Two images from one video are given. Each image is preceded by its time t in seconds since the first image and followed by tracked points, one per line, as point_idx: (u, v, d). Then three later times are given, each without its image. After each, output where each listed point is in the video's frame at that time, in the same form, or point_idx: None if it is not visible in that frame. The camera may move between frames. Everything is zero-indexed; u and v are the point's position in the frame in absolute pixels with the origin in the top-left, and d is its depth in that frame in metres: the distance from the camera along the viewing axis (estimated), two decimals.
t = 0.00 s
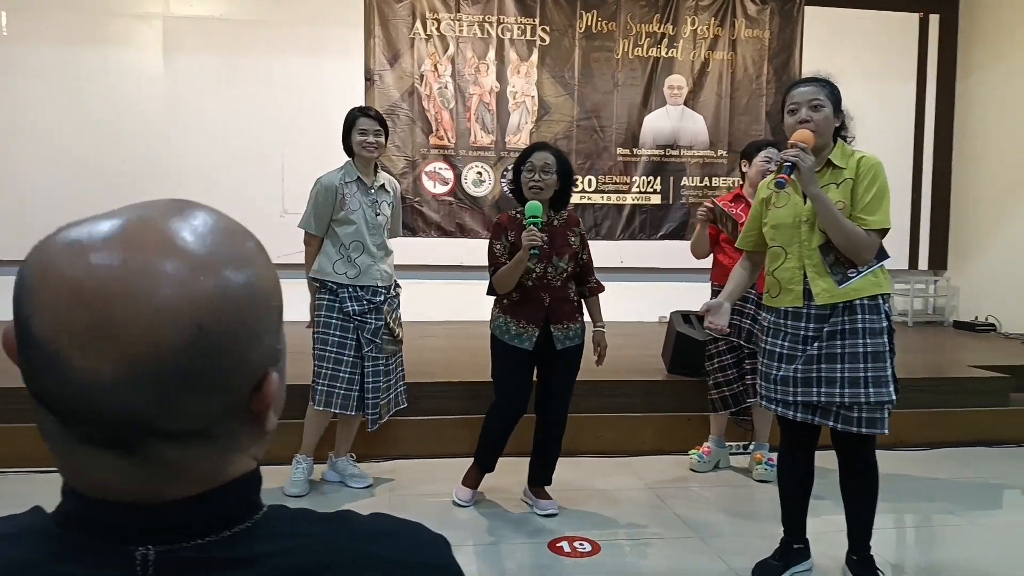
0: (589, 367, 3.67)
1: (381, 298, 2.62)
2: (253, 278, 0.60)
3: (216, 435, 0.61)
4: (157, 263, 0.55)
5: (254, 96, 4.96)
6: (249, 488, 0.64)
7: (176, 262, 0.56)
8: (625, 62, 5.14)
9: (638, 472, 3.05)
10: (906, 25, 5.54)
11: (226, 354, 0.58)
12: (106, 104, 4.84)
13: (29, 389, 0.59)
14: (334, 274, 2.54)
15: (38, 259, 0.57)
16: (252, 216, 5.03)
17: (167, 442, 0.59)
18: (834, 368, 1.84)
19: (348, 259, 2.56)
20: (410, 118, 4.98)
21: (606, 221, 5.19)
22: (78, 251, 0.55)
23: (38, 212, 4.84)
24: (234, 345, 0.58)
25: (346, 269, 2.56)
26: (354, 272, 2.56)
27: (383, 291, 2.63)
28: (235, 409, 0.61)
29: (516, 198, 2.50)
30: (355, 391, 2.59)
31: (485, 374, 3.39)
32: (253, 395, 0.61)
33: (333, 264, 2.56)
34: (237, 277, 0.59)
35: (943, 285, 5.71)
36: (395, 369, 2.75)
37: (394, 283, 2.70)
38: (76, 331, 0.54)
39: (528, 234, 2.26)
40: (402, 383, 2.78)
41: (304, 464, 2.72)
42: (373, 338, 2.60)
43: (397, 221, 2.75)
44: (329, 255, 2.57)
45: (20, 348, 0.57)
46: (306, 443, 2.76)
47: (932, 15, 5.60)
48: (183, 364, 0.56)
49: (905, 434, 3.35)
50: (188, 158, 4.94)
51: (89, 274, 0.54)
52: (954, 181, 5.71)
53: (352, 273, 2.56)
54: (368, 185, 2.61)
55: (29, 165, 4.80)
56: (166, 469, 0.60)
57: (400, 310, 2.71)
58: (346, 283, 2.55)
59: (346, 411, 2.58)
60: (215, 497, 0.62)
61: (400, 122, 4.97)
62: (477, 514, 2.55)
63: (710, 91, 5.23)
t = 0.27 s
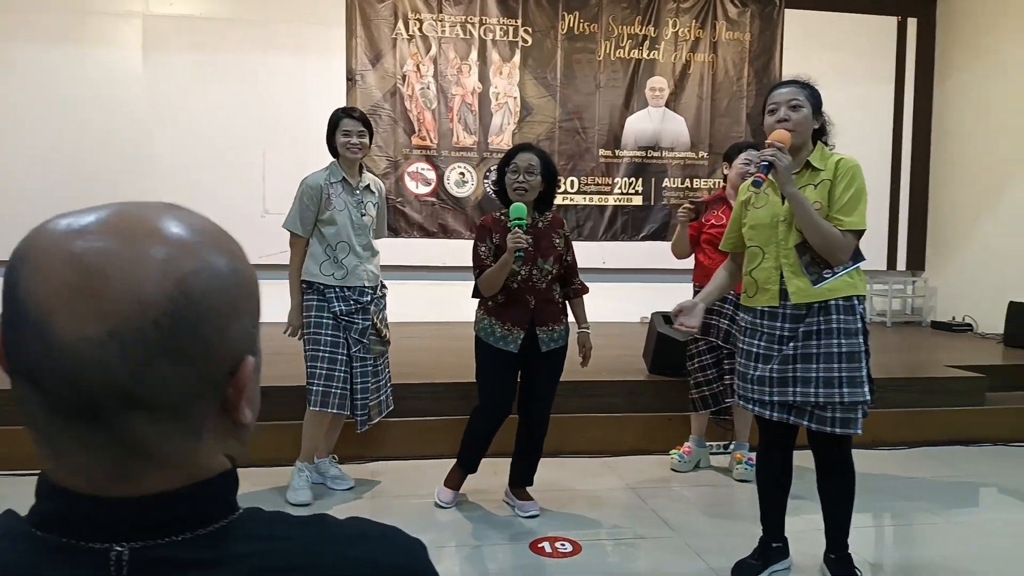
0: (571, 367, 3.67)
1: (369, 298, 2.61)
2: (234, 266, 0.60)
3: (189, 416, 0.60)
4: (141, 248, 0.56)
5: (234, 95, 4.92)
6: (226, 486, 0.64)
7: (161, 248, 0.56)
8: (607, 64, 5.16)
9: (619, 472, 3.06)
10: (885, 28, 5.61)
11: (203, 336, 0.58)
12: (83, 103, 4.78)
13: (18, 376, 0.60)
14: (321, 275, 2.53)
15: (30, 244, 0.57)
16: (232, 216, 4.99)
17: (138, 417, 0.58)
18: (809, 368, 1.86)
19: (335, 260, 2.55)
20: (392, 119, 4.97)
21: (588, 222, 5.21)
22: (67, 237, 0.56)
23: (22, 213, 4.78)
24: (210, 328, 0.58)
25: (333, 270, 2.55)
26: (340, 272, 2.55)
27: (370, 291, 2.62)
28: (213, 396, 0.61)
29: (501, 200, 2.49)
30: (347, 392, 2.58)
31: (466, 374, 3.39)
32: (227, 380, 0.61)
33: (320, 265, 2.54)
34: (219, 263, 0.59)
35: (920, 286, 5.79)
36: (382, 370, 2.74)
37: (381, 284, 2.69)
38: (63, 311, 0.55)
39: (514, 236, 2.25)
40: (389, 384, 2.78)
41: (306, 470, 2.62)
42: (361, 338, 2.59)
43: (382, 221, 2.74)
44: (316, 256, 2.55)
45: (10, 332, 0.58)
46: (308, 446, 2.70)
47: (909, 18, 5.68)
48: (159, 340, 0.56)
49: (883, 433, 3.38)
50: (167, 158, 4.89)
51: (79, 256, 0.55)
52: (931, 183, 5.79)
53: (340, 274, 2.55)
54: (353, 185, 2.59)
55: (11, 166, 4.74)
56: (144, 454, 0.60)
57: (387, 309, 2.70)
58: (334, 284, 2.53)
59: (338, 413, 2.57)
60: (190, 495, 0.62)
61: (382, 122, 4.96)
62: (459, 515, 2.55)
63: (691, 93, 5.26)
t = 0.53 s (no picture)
0: (557, 374, 3.68)
1: (358, 305, 2.60)
2: (184, 255, 0.61)
3: (166, 399, 0.60)
4: (100, 245, 0.57)
5: (219, 102, 4.90)
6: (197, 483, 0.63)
7: (119, 243, 0.57)
8: (592, 71, 5.18)
9: (605, 478, 3.06)
10: (867, 37, 5.68)
11: (169, 319, 0.58)
12: (66, 109, 4.75)
13: None
14: (311, 282, 2.52)
15: None
16: (217, 223, 4.96)
17: (118, 399, 0.58)
18: (775, 372, 1.88)
19: (324, 267, 2.53)
20: (378, 125, 4.97)
21: (574, 228, 5.23)
22: (24, 242, 0.56)
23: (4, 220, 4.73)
24: (176, 309, 0.59)
25: (323, 277, 2.54)
26: (330, 279, 2.54)
27: (359, 297, 2.61)
28: (181, 378, 0.60)
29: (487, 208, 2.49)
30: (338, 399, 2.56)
31: (452, 381, 3.38)
32: (195, 362, 0.61)
33: (310, 272, 2.53)
34: (173, 258, 0.60)
35: (902, 292, 5.84)
36: (370, 376, 2.72)
37: (369, 290, 2.68)
38: (28, 306, 0.55)
39: (500, 245, 2.24)
40: (376, 390, 2.76)
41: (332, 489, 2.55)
42: (351, 345, 2.58)
43: (369, 227, 2.74)
44: (305, 263, 2.54)
45: None
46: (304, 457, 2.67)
47: (891, 27, 5.75)
48: (129, 323, 0.56)
49: (867, 439, 3.40)
50: (151, 164, 4.87)
51: (40, 256, 0.55)
52: (913, 190, 5.86)
53: (329, 280, 2.53)
54: (340, 192, 2.58)
55: None
56: (116, 446, 0.59)
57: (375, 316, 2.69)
58: (323, 291, 2.52)
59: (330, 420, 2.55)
60: (165, 493, 0.61)
61: (367, 129, 4.95)
62: (444, 523, 2.54)
63: (676, 100, 5.30)
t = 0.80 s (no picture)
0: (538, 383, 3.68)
1: (341, 315, 2.58)
2: (133, 273, 0.61)
3: (118, 414, 0.59)
4: (43, 263, 0.57)
5: (198, 112, 4.88)
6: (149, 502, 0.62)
7: (63, 262, 0.57)
8: (573, 82, 5.21)
9: (586, 488, 3.06)
10: (844, 48, 5.76)
11: (118, 332, 0.58)
12: (43, 119, 4.70)
13: None
14: (295, 292, 2.49)
15: None
16: (196, 234, 4.92)
17: (68, 416, 0.56)
18: (725, 379, 1.92)
19: (309, 277, 2.51)
20: (359, 135, 4.96)
21: (556, 238, 5.24)
22: None
23: None
24: (126, 325, 0.58)
25: (307, 287, 2.51)
26: (315, 289, 2.51)
27: (342, 307, 2.59)
28: (132, 395, 0.59)
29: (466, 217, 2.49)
30: (323, 410, 2.53)
31: (433, 391, 3.37)
32: (147, 375, 0.60)
33: (294, 282, 2.50)
34: (121, 273, 0.59)
35: (881, 299, 5.91)
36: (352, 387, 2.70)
37: (351, 299, 2.67)
38: None
39: (480, 254, 2.23)
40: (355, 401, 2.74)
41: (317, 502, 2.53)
42: (335, 355, 2.55)
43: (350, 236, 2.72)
44: (288, 274, 2.50)
45: None
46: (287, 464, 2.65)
47: (867, 38, 5.83)
48: (77, 338, 0.56)
49: (846, 446, 3.42)
50: (130, 175, 4.82)
51: None
52: (891, 198, 5.93)
53: (314, 290, 2.51)
54: (321, 201, 2.56)
55: None
56: (67, 464, 0.58)
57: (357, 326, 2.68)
58: (308, 302, 2.49)
59: (315, 432, 2.51)
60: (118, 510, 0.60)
61: (348, 139, 4.95)
62: (424, 535, 2.53)
63: (656, 110, 5.34)
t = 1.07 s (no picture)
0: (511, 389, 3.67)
1: (313, 321, 2.53)
2: (86, 295, 0.60)
3: (58, 435, 0.57)
4: None
5: (167, 116, 4.81)
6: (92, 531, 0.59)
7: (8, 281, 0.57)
8: (546, 88, 5.23)
9: (558, 493, 3.06)
10: (813, 56, 5.85)
11: (63, 359, 0.57)
12: (5, 122, 4.60)
13: None
14: (266, 298, 2.44)
15: None
16: (165, 240, 4.85)
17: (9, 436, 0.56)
18: (676, 384, 1.98)
19: (279, 282, 2.46)
20: (332, 140, 4.93)
21: (530, 243, 5.25)
22: None
23: None
24: (72, 351, 0.57)
25: (278, 293, 2.46)
26: (286, 295, 2.46)
27: (314, 313, 2.54)
28: (76, 419, 0.58)
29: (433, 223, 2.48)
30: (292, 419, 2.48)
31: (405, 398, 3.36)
32: (95, 402, 0.59)
33: (265, 288, 2.45)
34: (74, 294, 0.59)
35: (850, 304, 6.00)
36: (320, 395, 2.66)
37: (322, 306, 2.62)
38: None
39: (446, 260, 2.21)
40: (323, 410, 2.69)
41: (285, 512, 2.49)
42: (306, 362, 2.51)
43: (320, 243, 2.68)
44: (259, 279, 2.45)
45: None
46: (254, 473, 2.60)
47: (836, 46, 5.93)
48: (20, 364, 0.55)
49: (816, 450, 3.46)
50: (96, 179, 4.74)
51: None
52: (860, 204, 6.03)
53: (286, 296, 2.46)
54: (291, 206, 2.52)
55: None
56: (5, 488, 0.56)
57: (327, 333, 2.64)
58: (279, 307, 2.44)
59: (283, 442, 2.46)
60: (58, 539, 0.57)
61: (321, 143, 4.91)
62: (394, 542, 2.51)
63: (629, 116, 5.38)
